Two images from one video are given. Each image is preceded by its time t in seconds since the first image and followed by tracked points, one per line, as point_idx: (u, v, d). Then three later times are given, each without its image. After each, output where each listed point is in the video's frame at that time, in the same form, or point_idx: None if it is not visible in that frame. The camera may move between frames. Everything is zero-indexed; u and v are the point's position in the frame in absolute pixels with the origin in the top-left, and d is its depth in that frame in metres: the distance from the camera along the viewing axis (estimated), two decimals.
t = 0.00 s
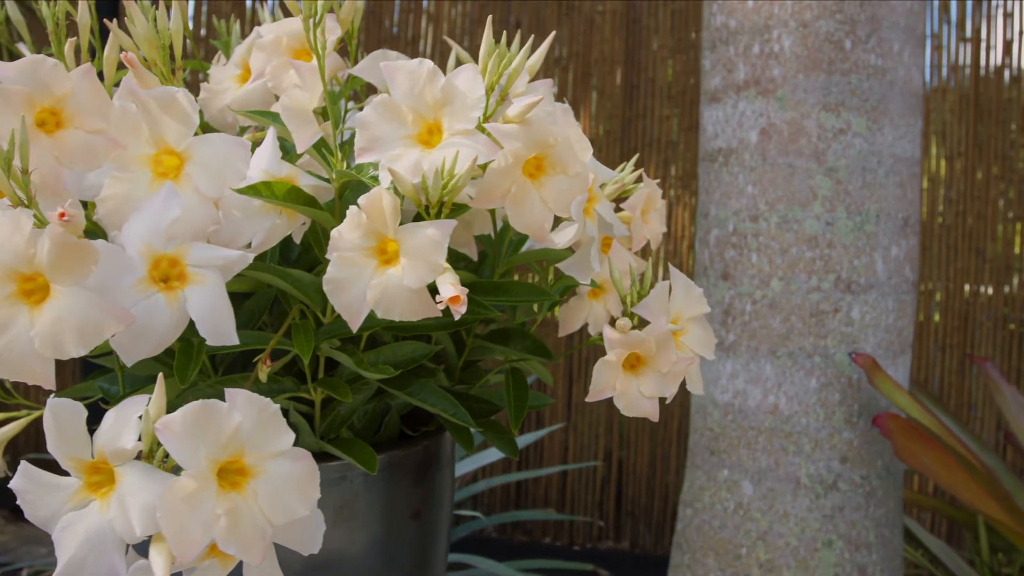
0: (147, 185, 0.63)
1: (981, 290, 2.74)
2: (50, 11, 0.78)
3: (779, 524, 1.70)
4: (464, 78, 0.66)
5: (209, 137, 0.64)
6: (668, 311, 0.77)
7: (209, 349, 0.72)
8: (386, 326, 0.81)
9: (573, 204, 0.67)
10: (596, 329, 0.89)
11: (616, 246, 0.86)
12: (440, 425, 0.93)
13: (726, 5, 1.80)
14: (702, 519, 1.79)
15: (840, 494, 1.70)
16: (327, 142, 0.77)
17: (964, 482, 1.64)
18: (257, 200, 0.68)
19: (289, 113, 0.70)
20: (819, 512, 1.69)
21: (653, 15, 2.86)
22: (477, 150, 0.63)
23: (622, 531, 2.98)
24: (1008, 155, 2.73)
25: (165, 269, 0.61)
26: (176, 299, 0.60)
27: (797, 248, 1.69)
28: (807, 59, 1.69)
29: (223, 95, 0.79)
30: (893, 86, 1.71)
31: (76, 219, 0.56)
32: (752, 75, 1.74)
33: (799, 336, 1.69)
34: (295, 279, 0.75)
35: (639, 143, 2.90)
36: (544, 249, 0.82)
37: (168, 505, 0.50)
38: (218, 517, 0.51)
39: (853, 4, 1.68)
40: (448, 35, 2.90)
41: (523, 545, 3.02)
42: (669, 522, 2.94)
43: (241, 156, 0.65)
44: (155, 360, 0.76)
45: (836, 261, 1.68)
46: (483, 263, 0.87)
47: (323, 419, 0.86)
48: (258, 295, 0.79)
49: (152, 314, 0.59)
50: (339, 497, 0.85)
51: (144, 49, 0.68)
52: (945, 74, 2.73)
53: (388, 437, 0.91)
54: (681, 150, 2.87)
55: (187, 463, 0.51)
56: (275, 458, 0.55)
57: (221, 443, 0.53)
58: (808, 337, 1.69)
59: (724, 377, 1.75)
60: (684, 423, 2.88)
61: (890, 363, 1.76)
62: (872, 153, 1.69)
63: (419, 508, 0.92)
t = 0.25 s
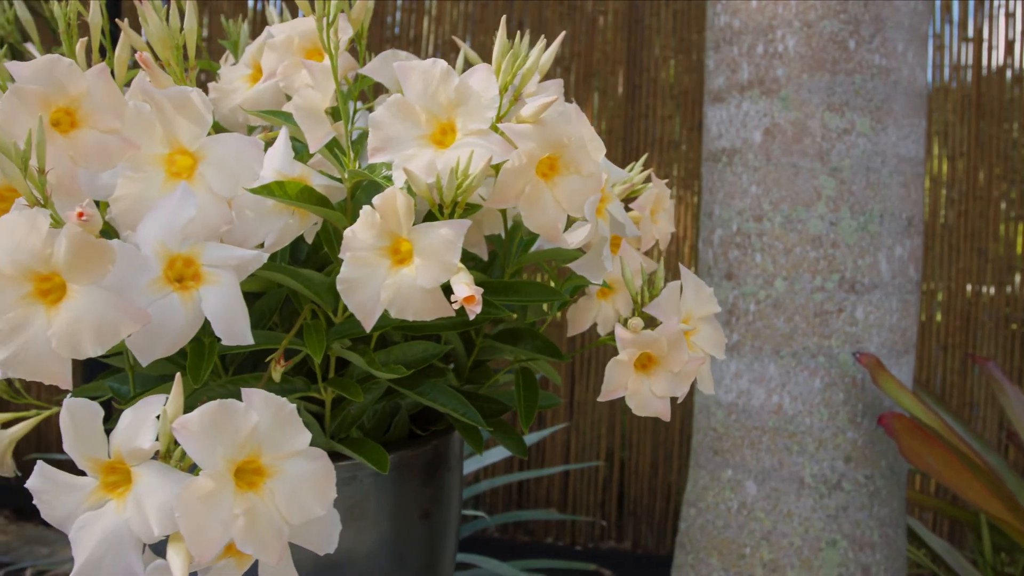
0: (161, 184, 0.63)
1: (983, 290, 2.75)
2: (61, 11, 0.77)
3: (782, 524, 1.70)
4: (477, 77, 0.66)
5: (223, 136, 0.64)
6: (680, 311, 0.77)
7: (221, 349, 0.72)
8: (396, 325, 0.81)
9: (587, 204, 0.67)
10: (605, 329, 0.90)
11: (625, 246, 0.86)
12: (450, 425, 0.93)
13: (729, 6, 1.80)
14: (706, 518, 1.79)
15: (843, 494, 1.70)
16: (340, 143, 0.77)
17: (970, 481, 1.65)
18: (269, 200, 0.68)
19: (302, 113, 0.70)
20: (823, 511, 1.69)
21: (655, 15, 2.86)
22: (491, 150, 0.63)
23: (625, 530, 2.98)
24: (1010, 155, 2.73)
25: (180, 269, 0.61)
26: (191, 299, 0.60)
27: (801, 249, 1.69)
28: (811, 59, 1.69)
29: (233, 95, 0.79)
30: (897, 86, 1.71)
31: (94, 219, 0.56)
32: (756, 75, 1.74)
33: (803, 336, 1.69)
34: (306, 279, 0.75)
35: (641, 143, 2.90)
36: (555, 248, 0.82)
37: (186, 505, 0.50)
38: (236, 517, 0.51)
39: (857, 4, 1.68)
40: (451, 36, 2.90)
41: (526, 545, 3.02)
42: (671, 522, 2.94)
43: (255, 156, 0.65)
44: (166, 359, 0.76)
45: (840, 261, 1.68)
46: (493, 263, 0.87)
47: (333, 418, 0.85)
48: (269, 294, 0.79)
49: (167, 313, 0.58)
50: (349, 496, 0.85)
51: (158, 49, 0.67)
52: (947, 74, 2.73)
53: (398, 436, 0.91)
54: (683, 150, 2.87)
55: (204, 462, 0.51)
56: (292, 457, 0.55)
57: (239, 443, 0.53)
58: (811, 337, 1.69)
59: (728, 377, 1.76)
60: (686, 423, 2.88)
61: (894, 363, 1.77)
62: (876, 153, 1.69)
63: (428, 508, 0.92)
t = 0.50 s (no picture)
0: (173, 184, 0.63)
1: (985, 290, 2.75)
2: (71, 11, 0.77)
3: (786, 524, 1.70)
4: (490, 77, 0.66)
5: (235, 136, 0.64)
6: (690, 311, 0.77)
7: (232, 348, 0.72)
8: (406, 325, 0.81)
9: (598, 204, 0.67)
10: (614, 330, 0.90)
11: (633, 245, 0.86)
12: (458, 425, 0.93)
13: (733, 6, 1.80)
14: (709, 518, 1.80)
15: (847, 494, 1.69)
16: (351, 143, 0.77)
17: (976, 482, 1.64)
18: (281, 200, 0.68)
19: (313, 113, 0.70)
20: (826, 511, 1.69)
21: (657, 15, 2.86)
22: (503, 150, 0.63)
23: (626, 530, 2.98)
24: (1012, 155, 2.73)
25: (193, 269, 0.60)
26: (204, 299, 0.60)
27: (805, 248, 1.69)
28: (815, 59, 1.69)
29: (242, 94, 0.79)
30: (901, 86, 1.71)
31: (111, 219, 0.55)
32: (760, 75, 1.74)
33: (806, 336, 1.69)
34: (316, 279, 0.75)
35: (643, 143, 2.89)
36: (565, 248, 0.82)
37: (203, 505, 0.50)
38: (252, 516, 0.51)
39: (861, 4, 1.68)
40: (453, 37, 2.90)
41: (527, 544, 3.02)
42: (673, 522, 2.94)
43: (267, 156, 0.65)
44: (177, 359, 0.76)
45: (844, 261, 1.68)
46: (502, 263, 0.87)
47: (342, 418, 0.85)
48: (279, 293, 0.79)
49: (180, 313, 0.58)
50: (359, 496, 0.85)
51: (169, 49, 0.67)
52: (949, 74, 2.73)
53: (407, 436, 0.91)
54: (685, 150, 2.87)
55: (220, 462, 0.51)
56: (306, 457, 0.55)
57: (254, 443, 0.53)
58: (815, 336, 1.69)
59: (731, 377, 1.76)
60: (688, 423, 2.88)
61: (897, 363, 1.77)
62: (880, 153, 1.69)
63: (437, 507, 0.92)
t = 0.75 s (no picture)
0: (185, 184, 0.63)
1: (987, 290, 2.75)
2: (82, 11, 0.77)
3: (790, 524, 1.70)
4: (503, 77, 0.66)
5: (249, 135, 0.64)
6: (700, 311, 0.77)
7: (243, 348, 0.72)
8: (415, 325, 0.81)
9: (610, 204, 0.67)
10: (622, 329, 0.90)
11: (641, 245, 0.86)
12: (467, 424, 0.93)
13: (736, 6, 1.80)
14: (713, 518, 1.80)
15: (851, 494, 1.69)
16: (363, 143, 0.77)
17: (979, 481, 1.65)
18: (293, 200, 0.68)
19: (325, 113, 0.70)
20: (830, 511, 1.69)
21: (659, 15, 2.85)
22: (516, 149, 0.63)
23: (628, 530, 2.97)
24: (1014, 155, 2.73)
25: (206, 269, 0.60)
26: (218, 299, 0.60)
27: (808, 248, 1.69)
28: (818, 59, 1.69)
29: (252, 94, 0.79)
30: (905, 86, 1.71)
31: (127, 219, 0.55)
32: (763, 75, 1.74)
33: (810, 336, 1.69)
34: (326, 278, 0.75)
35: (645, 143, 2.89)
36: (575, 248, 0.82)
37: (219, 504, 0.50)
38: (268, 516, 0.51)
39: (864, 4, 1.69)
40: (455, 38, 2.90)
41: (529, 544, 3.02)
42: (675, 521, 2.94)
43: (279, 156, 0.65)
44: (187, 359, 0.76)
45: (848, 261, 1.68)
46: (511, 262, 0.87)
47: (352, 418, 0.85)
48: (289, 293, 0.78)
49: (194, 313, 0.59)
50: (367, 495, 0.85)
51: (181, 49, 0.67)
52: (951, 74, 2.73)
53: (416, 436, 0.91)
54: (687, 150, 2.87)
55: (237, 462, 0.51)
56: (321, 457, 0.55)
57: (270, 442, 0.53)
58: (819, 336, 1.69)
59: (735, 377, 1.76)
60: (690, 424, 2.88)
61: (901, 363, 1.77)
62: (883, 153, 1.69)
63: (445, 507, 0.92)
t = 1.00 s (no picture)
0: (199, 183, 0.63)
1: (988, 291, 2.75)
2: (95, 11, 0.77)
3: (794, 523, 1.70)
4: (517, 77, 0.66)
5: (264, 135, 0.64)
6: (713, 311, 0.77)
7: (256, 347, 0.72)
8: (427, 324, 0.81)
9: (624, 204, 0.67)
10: (632, 329, 0.91)
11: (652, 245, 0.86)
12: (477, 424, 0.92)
13: (740, 6, 1.80)
14: (716, 517, 1.79)
15: (855, 493, 1.69)
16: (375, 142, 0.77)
17: (983, 480, 1.65)
18: (307, 199, 0.68)
19: (337, 113, 0.70)
20: (834, 510, 1.69)
21: (661, 15, 2.85)
22: (530, 149, 0.63)
23: (630, 530, 2.96)
24: (1016, 155, 2.73)
25: (222, 268, 0.60)
26: (234, 298, 0.60)
27: (813, 248, 1.69)
28: (823, 59, 1.69)
29: (263, 94, 0.79)
30: (909, 86, 1.72)
31: (146, 219, 0.56)
32: (768, 74, 1.74)
33: (814, 336, 1.69)
34: (338, 278, 0.75)
35: (647, 143, 2.88)
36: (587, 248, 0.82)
37: (239, 504, 0.50)
38: (287, 515, 0.51)
39: (869, 4, 1.69)
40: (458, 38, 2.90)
41: (531, 544, 3.01)
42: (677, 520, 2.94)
43: (294, 156, 0.64)
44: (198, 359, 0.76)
45: (852, 261, 1.68)
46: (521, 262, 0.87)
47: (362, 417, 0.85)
48: (301, 292, 0.78)
49: (209, 313, 0.58)
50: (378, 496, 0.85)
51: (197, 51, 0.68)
52: (953, 74, 2.74)
53: (426, 435, 0.91)
54: (689, 150, 2.87)
55: (256, 461, 0.51)
56: (339, 457, 0.55)
57: (288, 442, 0.53)
58: (823, 336, 1.69)
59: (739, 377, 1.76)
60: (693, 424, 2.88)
61: (905, 362, 1.77)
62: (887, 153, 1.69)
63: (456, 506, 0.91)
